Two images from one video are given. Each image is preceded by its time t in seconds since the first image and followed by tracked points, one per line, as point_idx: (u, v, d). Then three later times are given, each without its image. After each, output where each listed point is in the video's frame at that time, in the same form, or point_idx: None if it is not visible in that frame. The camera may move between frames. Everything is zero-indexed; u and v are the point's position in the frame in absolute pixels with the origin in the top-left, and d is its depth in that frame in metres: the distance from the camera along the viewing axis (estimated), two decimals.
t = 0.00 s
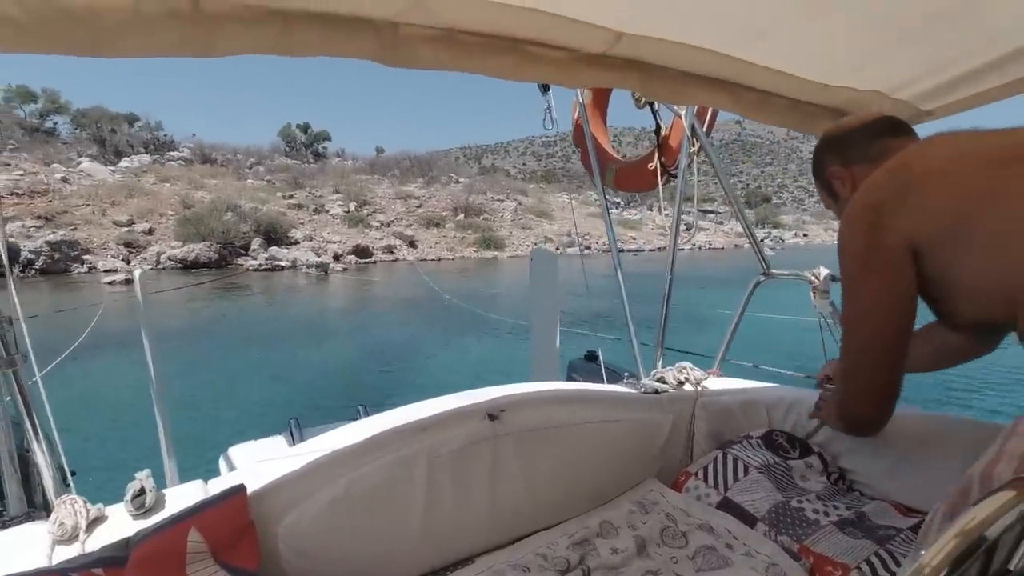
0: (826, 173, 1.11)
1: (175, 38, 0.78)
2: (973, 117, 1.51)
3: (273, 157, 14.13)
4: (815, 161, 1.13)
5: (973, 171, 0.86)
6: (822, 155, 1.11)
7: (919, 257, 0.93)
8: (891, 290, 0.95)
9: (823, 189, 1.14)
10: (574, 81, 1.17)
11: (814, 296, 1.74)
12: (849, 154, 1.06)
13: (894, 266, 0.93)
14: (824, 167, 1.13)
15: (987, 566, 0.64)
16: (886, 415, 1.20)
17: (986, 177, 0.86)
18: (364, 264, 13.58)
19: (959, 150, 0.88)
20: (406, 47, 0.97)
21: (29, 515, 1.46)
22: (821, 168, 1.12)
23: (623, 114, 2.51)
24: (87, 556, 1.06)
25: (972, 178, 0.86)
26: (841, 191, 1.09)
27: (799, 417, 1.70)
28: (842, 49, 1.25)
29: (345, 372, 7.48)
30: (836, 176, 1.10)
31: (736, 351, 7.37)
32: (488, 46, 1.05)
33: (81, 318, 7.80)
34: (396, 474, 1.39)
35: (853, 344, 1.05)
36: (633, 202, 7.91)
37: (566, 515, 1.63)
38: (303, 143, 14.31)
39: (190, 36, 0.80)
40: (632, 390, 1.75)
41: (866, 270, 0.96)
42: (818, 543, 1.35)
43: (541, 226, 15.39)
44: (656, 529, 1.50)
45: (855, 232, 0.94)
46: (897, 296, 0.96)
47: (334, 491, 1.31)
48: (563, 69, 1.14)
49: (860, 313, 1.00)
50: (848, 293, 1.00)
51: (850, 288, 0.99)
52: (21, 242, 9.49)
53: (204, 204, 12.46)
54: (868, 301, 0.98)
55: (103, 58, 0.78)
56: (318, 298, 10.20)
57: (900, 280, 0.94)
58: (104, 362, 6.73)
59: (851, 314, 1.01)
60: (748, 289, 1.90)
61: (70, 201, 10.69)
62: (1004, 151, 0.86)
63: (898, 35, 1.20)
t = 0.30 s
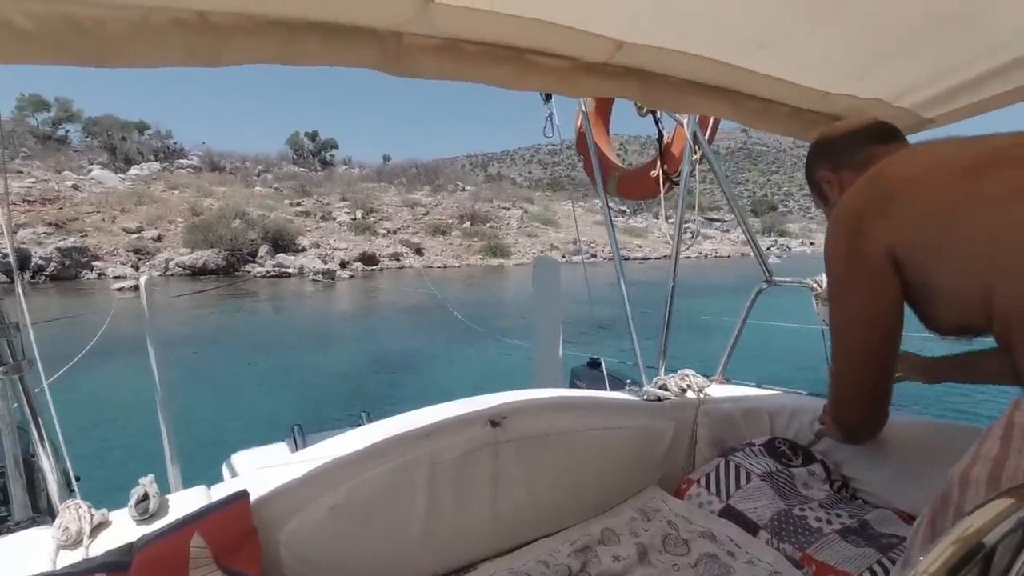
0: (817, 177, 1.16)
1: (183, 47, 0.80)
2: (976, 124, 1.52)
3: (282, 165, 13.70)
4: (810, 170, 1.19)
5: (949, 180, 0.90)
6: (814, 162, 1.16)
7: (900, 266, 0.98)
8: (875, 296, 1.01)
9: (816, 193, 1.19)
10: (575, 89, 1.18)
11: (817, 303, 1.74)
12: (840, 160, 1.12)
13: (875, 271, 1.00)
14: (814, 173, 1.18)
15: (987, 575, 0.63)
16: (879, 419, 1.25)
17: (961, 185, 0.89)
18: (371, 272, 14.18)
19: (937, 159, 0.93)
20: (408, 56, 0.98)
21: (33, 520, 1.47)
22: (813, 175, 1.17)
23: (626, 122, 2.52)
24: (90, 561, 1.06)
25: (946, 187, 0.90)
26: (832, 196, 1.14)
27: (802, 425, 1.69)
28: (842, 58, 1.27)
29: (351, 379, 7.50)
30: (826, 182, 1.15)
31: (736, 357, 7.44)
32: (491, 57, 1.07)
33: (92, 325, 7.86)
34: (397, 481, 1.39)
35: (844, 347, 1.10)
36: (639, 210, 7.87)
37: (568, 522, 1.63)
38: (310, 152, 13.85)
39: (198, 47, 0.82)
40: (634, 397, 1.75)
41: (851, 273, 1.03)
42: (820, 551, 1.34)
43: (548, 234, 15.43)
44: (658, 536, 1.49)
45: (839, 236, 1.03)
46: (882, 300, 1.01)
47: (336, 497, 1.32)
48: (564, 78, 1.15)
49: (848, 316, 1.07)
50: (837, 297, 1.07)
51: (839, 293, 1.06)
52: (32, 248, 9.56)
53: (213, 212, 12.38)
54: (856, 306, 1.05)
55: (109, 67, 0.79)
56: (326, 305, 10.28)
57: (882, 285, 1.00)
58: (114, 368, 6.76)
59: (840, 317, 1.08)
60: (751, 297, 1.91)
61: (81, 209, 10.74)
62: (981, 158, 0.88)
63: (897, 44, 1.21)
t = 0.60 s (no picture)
0: (846, 166, 1.18)
1: (200, 57, 0.82)
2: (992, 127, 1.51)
3: (295, 172, 14.28)
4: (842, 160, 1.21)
5: (960, 179, 0.90)
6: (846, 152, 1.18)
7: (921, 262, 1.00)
8: (894, 292, 1.06)
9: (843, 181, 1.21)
10: (586, 96, 1.19)
11: (829, 307, 1.74)
12: (873, 151, 1.13)
13: (894, 268, 1.03)
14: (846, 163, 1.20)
15: None
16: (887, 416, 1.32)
17: (971, 185, 0.89)
18: (382, 278, 13.56)
19: (951, 157, 0.93)
20: (419, 65, 1.00)
21: (51, 522, 1.50)
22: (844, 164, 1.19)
23: (636, 128, 2.53)
24: (107, 561, 1.08)
25: (958, 185, 0.90)
26: (858, 186, 1.16)
27: (814, 430, 1.68)
28: (853, 60, 1.27)
29: (362, 384, 7.53)
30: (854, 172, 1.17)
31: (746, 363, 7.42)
32: (502, 64, 1.08)
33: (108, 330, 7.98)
34: (409, 484, 1.40)
35: (865, 338, 1.16)
36: (649, 216, 7.90)
37: (579, 527, 1.63)
38: (322, 159, 14.43)
39: (215, 56, 0.84)
40: (646, 402, 1.76)
41: (870, 269, 1.07)
42: (834, 556, 1.33)
43: (558, 241, 15.40)
44: (670, 541, 1.49)
45: (858, 235, 1.06)
46: (901, 297, 1.06)
47: (347, 500, 1.33)
48: (574, 85, 1.16)
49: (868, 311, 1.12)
50: (858, 291, 1.12)
51: (858, 288, 1.11)
52: (52, 253, 9.78)
53: (227, 218, 12.45)
54: (878, 302, 1.10)
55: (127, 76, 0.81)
56: (338, 310, 10.35)
57: (901, 282, 1.04)
58: (130, 373, 6.85)
59: (860, 312, 1.14)
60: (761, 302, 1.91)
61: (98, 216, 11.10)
62: (995, 157, 0.88)
63: (907, 46, 1.21)
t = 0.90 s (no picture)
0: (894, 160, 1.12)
1: (208, 62, 0.83)
2: (1003, 125, 1.49)
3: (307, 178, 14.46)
4: (889, 153, 1.15)
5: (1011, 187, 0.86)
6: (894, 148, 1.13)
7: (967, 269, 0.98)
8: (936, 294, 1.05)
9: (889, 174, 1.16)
10: (590, 99, 1.20)
11: (840, 308, 1.74)
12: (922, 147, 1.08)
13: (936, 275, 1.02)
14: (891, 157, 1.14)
15: None
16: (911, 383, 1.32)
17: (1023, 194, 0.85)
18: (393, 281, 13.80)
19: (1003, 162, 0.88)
20: (424, 69, 1.01)
21: (65, 522, 1.52)
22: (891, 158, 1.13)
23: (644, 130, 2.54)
24: (119, 561, 1.09)
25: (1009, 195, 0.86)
26: (907, 180, 1.11)
27: (825, 432, 1.67)
28: (860, 61, 1.27)
29: (372, 387, 7.56)
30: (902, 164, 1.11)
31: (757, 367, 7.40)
32: (508, 67, 1.09)
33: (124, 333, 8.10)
34: (416, 486, 1.41)
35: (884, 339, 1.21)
36: (659, 220, 7.87)
37: (587, 530, 1.62)
38: (334, 165, 14.15)
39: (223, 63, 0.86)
40: (655, 404, 1.76)
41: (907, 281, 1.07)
42: (844, 559, 1.32)
43: (569, 245, 14.91)
44: (679, 544, 1.48)
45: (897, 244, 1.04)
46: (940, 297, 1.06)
47: (355, 502, 1.34)
48: (580, 87, 1.17)
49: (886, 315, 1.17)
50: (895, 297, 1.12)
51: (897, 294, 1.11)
52: (69, 259, 9.92)
53: (241, 223, 12.72)
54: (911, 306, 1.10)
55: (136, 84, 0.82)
56: (349, 315, 10.42)
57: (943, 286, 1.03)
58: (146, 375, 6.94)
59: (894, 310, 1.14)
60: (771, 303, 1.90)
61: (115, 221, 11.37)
62: None
63: (916, 45, 1.21)
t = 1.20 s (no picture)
0: (955, 140, 1.14)
1: (226, 65, 0.84)
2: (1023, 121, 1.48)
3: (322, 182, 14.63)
4: (949, 134, 1.16)
5: None
6: (957, 123, 1.14)
7: None
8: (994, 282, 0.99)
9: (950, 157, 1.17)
10: (602, 97, 1.20)
11: (858, 306, 1.73)
12: (989, 123, 1.09)
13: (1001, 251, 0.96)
14: (953, 136, 1.15)
15: None
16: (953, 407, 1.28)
17: None
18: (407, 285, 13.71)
19: None
20: (437, 71, 1.01)
21: (89, 519, 1.54)
22: (953, 138, 1.15)
23: (657, 130, 2.53)
24: (142, 557, 1.11)
25: None
26: (968, 160, 1.12)
27: (843, 432, 1.66)
28: (875, 56, 1.26)
29: (387, 389, 7.61)
30: (964, 143, 1.12)
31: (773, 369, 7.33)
32: (522, 68, 1.10)
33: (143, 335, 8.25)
34: (432, 484, 1.42)
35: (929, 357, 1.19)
36: (672, 222, 7.84)
37: (603, 529, 1.62)
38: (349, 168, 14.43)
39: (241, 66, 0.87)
40: (670, 403, 1.75)
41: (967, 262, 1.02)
42: (864, 559, 1.31)
43: (582, 246, 15.11)
44: (695, 543, 1.48)
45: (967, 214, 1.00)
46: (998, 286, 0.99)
47: (371, 500, 1.35)
48: (593, 87, 1.17)
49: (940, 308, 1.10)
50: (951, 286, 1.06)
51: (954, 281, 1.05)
52: (91, 263, 10.11)
53: (257, 226, 12.87)
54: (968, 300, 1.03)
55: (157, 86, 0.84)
56: (364, 317, 10.51)
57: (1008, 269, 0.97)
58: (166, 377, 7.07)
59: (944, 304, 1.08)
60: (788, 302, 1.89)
61: (135, 226, 11.54)
62: None
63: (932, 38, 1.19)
